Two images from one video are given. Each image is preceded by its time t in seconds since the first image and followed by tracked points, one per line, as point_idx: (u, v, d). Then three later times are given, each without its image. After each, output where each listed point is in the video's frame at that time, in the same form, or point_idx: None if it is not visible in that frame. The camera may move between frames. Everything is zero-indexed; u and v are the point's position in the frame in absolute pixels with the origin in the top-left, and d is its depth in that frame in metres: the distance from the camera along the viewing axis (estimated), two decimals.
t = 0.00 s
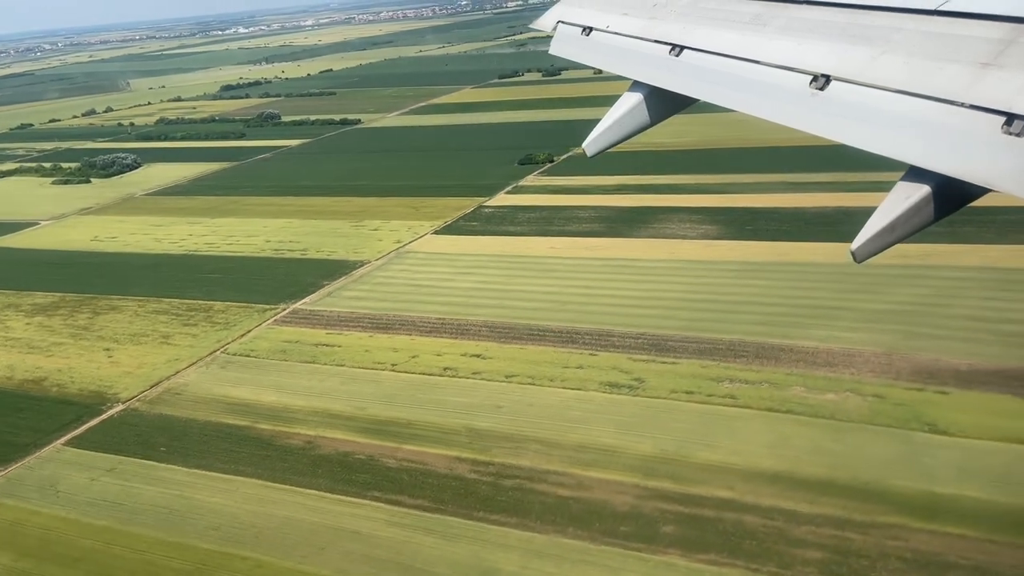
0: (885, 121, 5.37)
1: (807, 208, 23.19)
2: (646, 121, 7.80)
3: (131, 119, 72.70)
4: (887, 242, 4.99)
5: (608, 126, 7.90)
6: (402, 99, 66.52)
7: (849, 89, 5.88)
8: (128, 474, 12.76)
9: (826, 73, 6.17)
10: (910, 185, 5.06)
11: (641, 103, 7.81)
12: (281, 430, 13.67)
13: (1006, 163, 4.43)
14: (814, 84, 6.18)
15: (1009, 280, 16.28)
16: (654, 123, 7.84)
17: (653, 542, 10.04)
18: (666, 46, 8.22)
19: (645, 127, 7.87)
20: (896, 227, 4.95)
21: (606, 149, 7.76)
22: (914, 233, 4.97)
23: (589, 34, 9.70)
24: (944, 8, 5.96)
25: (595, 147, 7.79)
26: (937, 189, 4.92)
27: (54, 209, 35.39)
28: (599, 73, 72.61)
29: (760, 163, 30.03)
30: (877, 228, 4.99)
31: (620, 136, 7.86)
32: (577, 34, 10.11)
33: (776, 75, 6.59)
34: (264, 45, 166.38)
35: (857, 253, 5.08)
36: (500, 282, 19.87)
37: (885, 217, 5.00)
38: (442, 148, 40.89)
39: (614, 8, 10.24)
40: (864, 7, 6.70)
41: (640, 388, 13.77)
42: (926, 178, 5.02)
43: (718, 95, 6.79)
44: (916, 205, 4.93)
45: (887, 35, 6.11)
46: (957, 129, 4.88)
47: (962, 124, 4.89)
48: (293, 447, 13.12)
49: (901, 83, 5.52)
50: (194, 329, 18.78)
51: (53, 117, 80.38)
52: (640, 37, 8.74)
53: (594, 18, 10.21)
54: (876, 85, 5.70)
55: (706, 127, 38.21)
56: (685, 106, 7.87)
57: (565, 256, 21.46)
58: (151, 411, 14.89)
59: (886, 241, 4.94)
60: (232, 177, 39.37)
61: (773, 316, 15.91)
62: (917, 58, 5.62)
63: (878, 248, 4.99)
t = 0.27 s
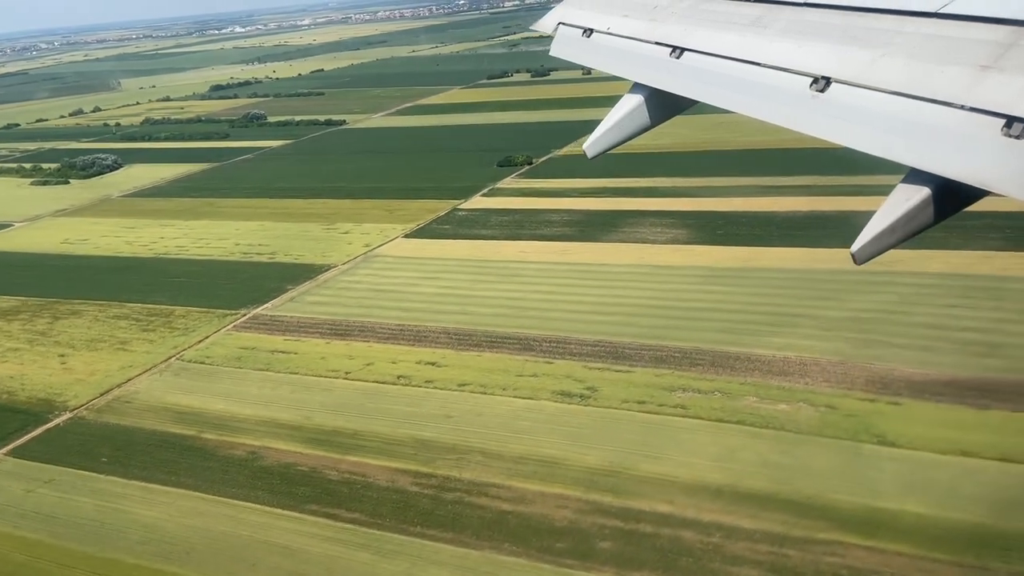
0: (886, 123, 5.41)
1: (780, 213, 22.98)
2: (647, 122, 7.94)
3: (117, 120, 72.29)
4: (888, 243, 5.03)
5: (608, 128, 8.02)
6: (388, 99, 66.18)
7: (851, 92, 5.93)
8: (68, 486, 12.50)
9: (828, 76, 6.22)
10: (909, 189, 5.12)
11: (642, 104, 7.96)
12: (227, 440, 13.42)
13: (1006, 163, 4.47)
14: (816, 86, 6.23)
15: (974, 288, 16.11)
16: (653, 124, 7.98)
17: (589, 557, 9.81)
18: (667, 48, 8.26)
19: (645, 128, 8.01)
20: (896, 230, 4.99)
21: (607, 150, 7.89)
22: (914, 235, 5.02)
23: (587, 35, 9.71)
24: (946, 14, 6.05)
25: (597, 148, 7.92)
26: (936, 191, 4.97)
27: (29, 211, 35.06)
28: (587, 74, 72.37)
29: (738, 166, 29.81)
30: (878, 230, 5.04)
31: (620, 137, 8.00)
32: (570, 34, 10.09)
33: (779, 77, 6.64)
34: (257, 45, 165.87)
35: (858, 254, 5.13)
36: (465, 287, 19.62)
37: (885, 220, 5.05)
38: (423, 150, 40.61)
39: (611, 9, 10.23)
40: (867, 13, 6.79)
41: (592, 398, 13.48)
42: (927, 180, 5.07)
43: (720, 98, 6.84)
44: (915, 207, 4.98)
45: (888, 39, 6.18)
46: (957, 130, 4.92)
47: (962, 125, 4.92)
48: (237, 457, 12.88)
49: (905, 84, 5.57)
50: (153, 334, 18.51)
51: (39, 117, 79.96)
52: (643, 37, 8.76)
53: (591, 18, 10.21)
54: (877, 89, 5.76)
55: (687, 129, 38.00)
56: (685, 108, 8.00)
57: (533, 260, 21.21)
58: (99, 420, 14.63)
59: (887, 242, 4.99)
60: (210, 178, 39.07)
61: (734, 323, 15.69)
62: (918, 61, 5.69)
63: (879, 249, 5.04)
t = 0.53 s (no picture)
0: (880, 126, 5.02)
1: (751, 216, 22.75)
2: (649, 124, 7.73)
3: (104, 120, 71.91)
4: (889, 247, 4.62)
5: (609, 130, 7.80)
6: (376, 100, 65.80)
7: (848, 94, 5.53)
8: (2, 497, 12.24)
9: (826, 78, 5.83)
10: (912, 192, 4.72)
11: (642, 106, 7.76)
12: (169, 450, 13.15)
13: (1008, 172, 4.08)
14: (813, 88, 5.85)
15: (936, 293, 15.89)
16: (655, 126, 7.77)
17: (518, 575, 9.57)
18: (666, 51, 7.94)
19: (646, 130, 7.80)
20: (897, 233, 4.59)
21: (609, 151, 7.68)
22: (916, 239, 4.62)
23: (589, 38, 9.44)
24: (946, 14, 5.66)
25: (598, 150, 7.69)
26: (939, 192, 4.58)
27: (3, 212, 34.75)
28: (575, 74, 72.16)
29: (715, 169, 29.60)
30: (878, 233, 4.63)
31: (622, 139, 7.79)
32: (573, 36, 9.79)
33: (777, 79, 6.27)
34: (249, 44, 165.44)
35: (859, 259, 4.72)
36: (427, 292, 19.37)
37: (886, 223, 4.65)
38: (404, 150, 40.29)
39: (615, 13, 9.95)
40: (869, 13, 6.39)
41: (541, 408, 13.23)
42: (930, 184, 4.67)
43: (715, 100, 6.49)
44: (918, 208, 4.58)
45: (888, 40, 5.80)
46: (956, 135, 4.53)
47: (960, 130, 4.52)
48: (177, 468, 12.62)
49: (902, 87, 5.16)
50: (109, 340, 18.23)
51: (27, 116, 79.59)
52: (645, 39, 8.45)
53: (591, 21, 9.99)
54: (875, 90, 5.37)
55: (668, 130, 37.79)
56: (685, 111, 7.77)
57: (499, 264, 20.97)
58: (43, 428, 14.36)
59: (888, 245, 4.57)
60: (189, 179, 38.76)
61: (692, 331, 15.46)
62: (918, 61, 5.31)
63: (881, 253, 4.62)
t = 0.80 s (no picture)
0: (882, 129, 5.39)
1: (721, 220, 22.57)
2: (649, 130, 8.10)
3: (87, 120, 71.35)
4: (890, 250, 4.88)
5: (611, 135, 8.21)
6: (361, 100, 65.48)
7: (850, 98, 5.92)
8: None
9: (828, 83, 6.21)
10: (913, 198, 4.96)
11: (643, 112, 8.12)
12: (110, 460, 12.91)
13: (1004, 170, 4.44)
14: (815, 92, 6.22)
15: (896, 300, 15.71)
16: (655, 131, 8.14)
17: None
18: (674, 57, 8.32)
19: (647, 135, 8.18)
20: (898, 238, 4.85)
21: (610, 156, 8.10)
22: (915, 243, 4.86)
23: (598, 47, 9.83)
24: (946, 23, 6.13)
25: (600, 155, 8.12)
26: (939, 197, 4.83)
27: None
28: (563, 75, 71.87)
29: (691, 171, 29.37)
30: (878, 237, 4.90)
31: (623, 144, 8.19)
32: (579, 47, 10.20)
33: (781, 84, 6.66)
34: (241, 44, 164.88)
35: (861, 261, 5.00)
36: (388, 297, 19.11)
37: (886, 228, 4.91)
38: (383, 152, 40.02)
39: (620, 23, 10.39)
40: (870, 22, 6.86)
41: (488, 418, 12.98)
42: (930, 188, 4.95)
43: (723, 104, 6.86)
44: (916, 214, 4.84)
45: (889, 48, 6.23)
46: (955, 137, 4.89)
47: (960, 132, 4.90)
48: (116, 479, 12.39)
49: (904, 91, 5.57)
50: (64, 346, 17.96)
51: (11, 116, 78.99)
52: (652, 46, 8.86)
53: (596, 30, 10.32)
54: (876, 94, 5.77)
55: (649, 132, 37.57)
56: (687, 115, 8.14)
57: (464, 269, 20.72)
58: None
59: (888, 249, 4.84)
60: (166, 181, 38.41)
61: (648, 339, 15.26)
62: (919, 68, 5.71)
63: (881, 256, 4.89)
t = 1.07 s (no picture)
0: (880, 134, 4.88)
1: (692, 225, 22.31)
2: (649, 134, 7.20)
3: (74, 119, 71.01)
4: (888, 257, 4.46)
5: (607, 140, 7.29)
6: (348, 101, 65.17)
7: (850, 102, 5.30)
8: None
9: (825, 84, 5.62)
10: (910, 201, 4.56)
11: (642, 115, 7.21)
12: (45, 471, 12.63)
13: (1010, 182, 3.97)
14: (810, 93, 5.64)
15: (857, 309, 15.49)
16: (656, 135, 7.23)
17: None
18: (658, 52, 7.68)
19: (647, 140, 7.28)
20: (898, 242, 4.44)
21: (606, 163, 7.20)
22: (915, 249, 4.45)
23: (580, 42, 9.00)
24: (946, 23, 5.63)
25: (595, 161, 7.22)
26: (940, 203, 4.43)
27: None
28: (551, 75, 71.62)
29: (667, 174, 29.17)
30: (876, 242, 4.47)
31: (621, 150, 7.27)
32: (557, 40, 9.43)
33: (774, 86, 6.02)
34: (233, 43, 164.46)
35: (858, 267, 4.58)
36: (349, 302, 18.84)
37: (887, 232, 4.49)
38: (363, 153, 39.72)
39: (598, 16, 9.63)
40: (866, 20, 6.28)
41: (433, 429, 12.72)
42: (927, 192, 4.55)
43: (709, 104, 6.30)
44: (917, 219, 4.43)
45: (886, 47, 5.70)
46: (956, 143, 4.42)
47: (960, 139, 4.43)
48: (48, 490, 12.11)
49: (902, 93, 5.05)
50: (16, 351, 17.68)
51: None
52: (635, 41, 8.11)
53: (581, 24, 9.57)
54: (872, 96, 5.23)
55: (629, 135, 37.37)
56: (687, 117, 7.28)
57: (429, 273, 20.46)
58: None
59: (888, 254, 4.43)
60: (143, 181, 38.13)
61: (605, 347, 14.97)
62: (918, 68, 5.20)
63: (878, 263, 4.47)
